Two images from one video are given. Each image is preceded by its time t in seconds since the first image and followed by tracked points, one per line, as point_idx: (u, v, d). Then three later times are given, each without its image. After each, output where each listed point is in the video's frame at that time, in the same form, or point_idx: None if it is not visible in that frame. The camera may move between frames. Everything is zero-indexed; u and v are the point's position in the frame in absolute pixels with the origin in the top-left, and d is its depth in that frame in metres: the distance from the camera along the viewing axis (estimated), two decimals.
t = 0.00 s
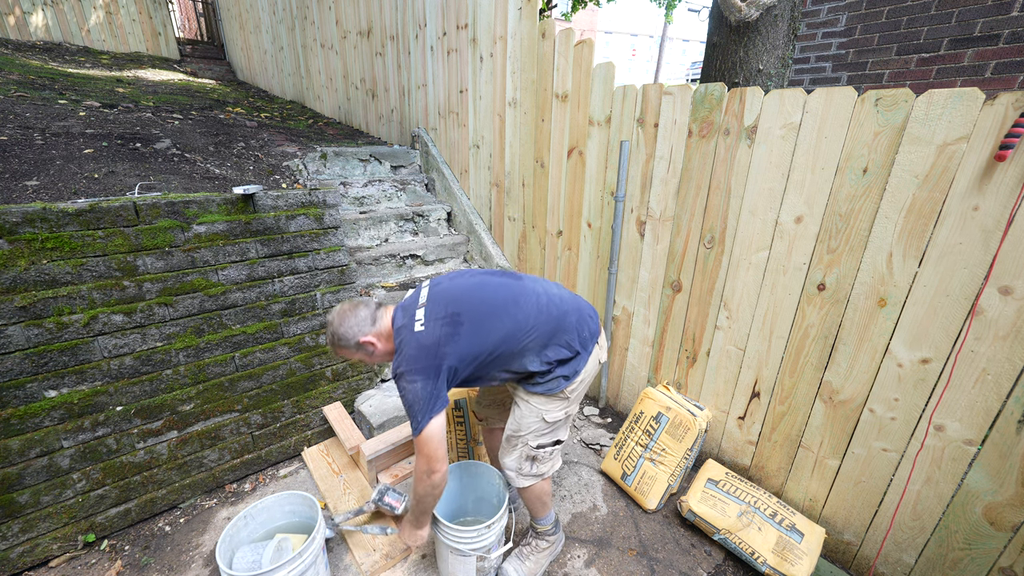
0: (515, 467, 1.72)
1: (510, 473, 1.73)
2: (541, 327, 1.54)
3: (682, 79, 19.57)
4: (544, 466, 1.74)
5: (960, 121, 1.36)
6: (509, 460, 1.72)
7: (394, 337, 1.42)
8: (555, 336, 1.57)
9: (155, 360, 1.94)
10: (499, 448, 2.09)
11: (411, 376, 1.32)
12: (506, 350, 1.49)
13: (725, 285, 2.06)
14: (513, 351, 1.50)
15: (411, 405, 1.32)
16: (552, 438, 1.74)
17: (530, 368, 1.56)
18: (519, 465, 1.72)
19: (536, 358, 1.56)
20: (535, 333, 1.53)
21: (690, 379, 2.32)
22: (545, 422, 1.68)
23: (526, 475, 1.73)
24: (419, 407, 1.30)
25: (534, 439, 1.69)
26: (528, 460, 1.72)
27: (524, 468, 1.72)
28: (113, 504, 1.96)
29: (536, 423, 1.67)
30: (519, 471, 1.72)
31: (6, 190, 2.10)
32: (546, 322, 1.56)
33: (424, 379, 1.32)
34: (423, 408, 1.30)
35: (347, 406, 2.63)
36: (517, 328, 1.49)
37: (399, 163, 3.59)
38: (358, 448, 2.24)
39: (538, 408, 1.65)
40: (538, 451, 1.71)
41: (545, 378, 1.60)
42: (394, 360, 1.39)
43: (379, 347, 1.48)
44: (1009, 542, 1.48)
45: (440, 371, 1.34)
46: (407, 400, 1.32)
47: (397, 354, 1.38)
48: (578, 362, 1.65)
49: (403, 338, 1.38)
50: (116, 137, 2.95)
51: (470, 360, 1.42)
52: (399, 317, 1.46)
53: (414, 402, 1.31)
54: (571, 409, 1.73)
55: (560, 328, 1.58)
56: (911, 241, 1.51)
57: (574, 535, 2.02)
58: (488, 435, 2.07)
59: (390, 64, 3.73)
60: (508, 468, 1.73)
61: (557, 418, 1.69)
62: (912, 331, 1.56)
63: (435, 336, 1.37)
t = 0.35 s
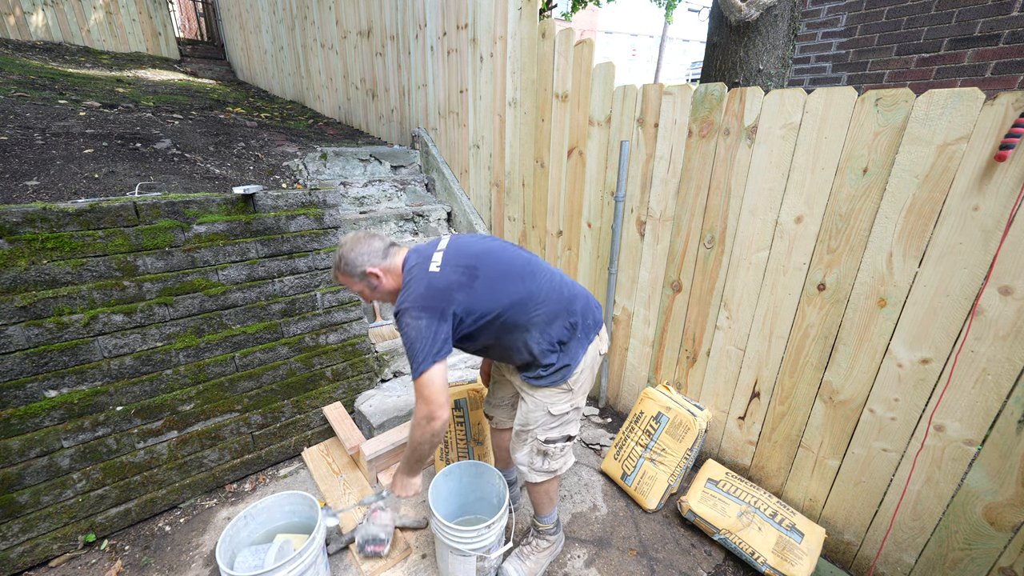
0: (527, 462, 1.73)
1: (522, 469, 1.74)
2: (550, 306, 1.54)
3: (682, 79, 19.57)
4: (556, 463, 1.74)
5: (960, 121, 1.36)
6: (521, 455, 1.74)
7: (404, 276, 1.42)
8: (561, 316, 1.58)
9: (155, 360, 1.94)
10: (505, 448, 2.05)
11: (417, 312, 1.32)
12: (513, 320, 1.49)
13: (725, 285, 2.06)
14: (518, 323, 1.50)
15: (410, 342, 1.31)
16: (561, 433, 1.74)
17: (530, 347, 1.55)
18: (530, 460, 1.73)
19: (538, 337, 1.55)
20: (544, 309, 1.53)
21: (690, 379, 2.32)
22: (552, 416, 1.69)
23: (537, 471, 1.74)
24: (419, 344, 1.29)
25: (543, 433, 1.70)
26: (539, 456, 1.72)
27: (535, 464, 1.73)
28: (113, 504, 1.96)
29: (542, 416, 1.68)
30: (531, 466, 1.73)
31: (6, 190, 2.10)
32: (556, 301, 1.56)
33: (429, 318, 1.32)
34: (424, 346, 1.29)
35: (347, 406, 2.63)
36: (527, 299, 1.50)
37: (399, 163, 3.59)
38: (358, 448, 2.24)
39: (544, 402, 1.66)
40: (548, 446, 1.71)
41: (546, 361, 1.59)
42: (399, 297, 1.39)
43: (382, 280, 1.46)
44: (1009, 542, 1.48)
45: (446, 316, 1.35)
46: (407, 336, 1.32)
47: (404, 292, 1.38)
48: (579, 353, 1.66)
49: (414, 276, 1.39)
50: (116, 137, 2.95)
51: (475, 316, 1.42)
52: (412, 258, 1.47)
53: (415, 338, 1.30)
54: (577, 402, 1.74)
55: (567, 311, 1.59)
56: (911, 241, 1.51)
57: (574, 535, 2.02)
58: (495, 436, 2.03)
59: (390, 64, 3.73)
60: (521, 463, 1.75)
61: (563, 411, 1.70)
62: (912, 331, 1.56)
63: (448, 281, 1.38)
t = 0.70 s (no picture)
0: (531, 455, 1.76)
1: (526, 462, 1.76)
2: (563, 280, 1.59)
3: (682, 79, 19.57)
4: (559, 455, 1.76)
5: (960, 121, 1.36)
6: (525, 447, 1.77)
7: (438, 211, 1.41)
8: (569, 294, 1.62)
9: (155, 360, 1.94)
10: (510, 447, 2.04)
11: (463, 238, 1.31)
12: (531, 282, 1.52)
13: (725, 285, 2.06)
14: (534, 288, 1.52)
15: (458, 264, 1.28)
16: (563, 423, 1.77)
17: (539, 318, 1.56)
18: (535, 452, 1.76)
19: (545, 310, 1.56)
20: (558, 281, 1.58)
21: (690, 379, 2.32)
22: (553, 404, 1.72)
23: (542, 464, 1.75)
24: (470, 265, 1.27)
25: (546, 423, 1.73)
26: (543, 447, 1.75)
27: (539, 456, 1.75)
28: (113, 504, 1.96)
29: (544, 404, 1.72)
30: (535, 459, 1.75)
31: (6, 190, 2.10)
32: (569, 277, 1.61)
33: (477, 244, 1.32)
34: (475, 266, 1.27)
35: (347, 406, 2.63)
36: (547, 266, 1.55)
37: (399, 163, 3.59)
38: (358, 448, 2.24)
39: (545, 390, 1.69)
40: (552, 437, 1.74)
41: (548, 339, 1.59)
42: (435, 228, 1.37)
43: (402, 216, 1.45)
44: (1009, 542, 1.48)
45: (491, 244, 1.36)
46: (454, 258, 1.28)
47: (441, 223, 1.36)
48: (581, 337, 1.67)
49: (454, 211, 1.39)
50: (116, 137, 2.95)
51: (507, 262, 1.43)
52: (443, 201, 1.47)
53: (465, 260, 1.28)
54: (577, 391, 1.77)
55: (576, 291, 1.63)
56: (911, 242, 1.51)
57: (574, 535, 2.02)
58: (498, 434, 2.03)
59: (390, 64, 3.73)
60: (525, 456, 1.77)
61: (565, 399, 1.73)
62: (912, 331, 1.56)
63: (488, 220, 1.40)
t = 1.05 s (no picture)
0: (552, 444, 1.84)
1: (548, 451, 1.86)
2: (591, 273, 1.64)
3: (682, 79, 19.56)
4: (579, 443, 1.84)
5: (960, 121, 1.36)
6: (547, 437, 1.86)
7: (493, 174, 1.41)
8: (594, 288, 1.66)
9: (155, 360, 1.94)
10: (519, 448, 2.03)
11: (528, 197, 1.32)
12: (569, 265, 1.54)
13: (725, 285, 2.06)
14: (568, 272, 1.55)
15: (525, 220, 1.28)
16: (583, 414, 1.82)
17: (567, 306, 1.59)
18: (556, 442, 1.84)
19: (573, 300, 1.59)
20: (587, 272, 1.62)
21: (690, 379, 2.32)
22: (575, 397, 1.77)
23: (563, 452, 1.85)
24: (537, 223, 1.28)
25: (567, 416, 1.79)
26: (564, 438, 1.83)
27: (560, 445, 1.84)
28: (113, 504, 1.96)
29: (567, 398, 1.77)
30: (556, 448, 1.84)
31: (6, 190, 2.11)
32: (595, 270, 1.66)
33: (541, 205, 1.33)
34: (541, 224, 1.28)
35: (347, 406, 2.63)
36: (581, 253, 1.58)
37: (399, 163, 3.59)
38: (359, 448, 2.25)
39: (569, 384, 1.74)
40: (572, 428, 1.80)
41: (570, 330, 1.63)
42: (494, 186, 1.36)
43: (449, 171, 1.44)
44: (1009, 542, 1.48)
45: (550, 208, 1.38)
46: (521, 213, 1.28)
47: (500, 182, 1.36)
48: (602, 332, 1.72)
49: (511, 175, 1.40)
50: (116, 137, 2.95)
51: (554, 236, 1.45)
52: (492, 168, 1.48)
53: (532, 217, 1.28)
54: (597, 384, 1.81)
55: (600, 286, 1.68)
56: (911, 241, 1.51)
57: (574, 535, 2.02)
58: (506, 435, 2.02)
59: (390, 64, 3.73)
60: (546, 445, 1.86)
61: (586, 391, 1.77)
62: (912, 331, 1.56)
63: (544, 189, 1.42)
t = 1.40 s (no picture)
0: (569, 444, 1.82)
1: (565, 451, 1.83)
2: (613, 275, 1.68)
3: (681, 79, 19.56)
4: (595, 444, 1.83)
5: (960, 121, 1.36)
6: (564, 438, 1.82)
7: (543, 159, 1.47)
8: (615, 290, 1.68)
9: (155, 360, 1.94)
10: (520, 450, 2.03)
11: (582, 177, 1.39)
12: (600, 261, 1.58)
13: (725, 285, 2.06)
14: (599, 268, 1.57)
15: (584, 194, 1.34)
16: (601, 416, 1.80)
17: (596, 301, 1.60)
18: (573, 442, 1.82)
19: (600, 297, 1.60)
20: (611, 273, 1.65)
21: (690, 379, 2.32)
22: (593, 400, 1.74)
23: (579, 452, 1.82)
24: (595, 199, 1.34)
25: (585, 418, 1.77)
26: (581, 438, 1.81)
27: (577, 446, 1.81)
28: (113, 504, 1.96)
29: (585, 400, 1.74)
30: (572, 448, 1.82)
31: (6, 190, 2.10)
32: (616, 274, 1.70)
33: (592, 188, 1.41)
34: (599, 201, 1.35)
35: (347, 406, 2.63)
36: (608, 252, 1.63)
37: (399, 163, 3.59)
38: (358, 448, 2.25)
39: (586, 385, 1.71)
40: (589, 429, 1.78)
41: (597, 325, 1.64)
42: (548, 165, 1.41)
43: (507, 147, 1.47)
44: (1009, 542, 1.48)
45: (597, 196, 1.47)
46: (580, 188, 1.34)
47: (555, 164, 1.42)
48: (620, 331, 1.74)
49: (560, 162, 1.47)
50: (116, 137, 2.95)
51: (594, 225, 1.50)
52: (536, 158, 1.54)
53: (589, 194, 1.35)
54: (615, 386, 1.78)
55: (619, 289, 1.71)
56: (911, 242, 1.51)
57: (574, 535, 2.02)
58: (507, 437, 2.02)
59: (390, 64, 3.73)
60: (563, 444, 1.83)
61: (604, 394, 1.74)
62: (912, 331, 1.56)
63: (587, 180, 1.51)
